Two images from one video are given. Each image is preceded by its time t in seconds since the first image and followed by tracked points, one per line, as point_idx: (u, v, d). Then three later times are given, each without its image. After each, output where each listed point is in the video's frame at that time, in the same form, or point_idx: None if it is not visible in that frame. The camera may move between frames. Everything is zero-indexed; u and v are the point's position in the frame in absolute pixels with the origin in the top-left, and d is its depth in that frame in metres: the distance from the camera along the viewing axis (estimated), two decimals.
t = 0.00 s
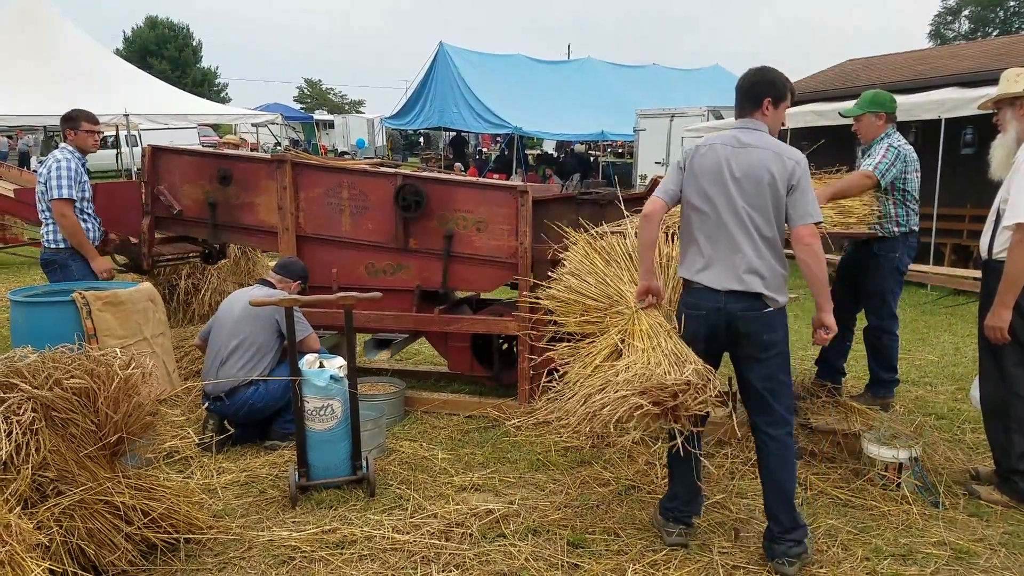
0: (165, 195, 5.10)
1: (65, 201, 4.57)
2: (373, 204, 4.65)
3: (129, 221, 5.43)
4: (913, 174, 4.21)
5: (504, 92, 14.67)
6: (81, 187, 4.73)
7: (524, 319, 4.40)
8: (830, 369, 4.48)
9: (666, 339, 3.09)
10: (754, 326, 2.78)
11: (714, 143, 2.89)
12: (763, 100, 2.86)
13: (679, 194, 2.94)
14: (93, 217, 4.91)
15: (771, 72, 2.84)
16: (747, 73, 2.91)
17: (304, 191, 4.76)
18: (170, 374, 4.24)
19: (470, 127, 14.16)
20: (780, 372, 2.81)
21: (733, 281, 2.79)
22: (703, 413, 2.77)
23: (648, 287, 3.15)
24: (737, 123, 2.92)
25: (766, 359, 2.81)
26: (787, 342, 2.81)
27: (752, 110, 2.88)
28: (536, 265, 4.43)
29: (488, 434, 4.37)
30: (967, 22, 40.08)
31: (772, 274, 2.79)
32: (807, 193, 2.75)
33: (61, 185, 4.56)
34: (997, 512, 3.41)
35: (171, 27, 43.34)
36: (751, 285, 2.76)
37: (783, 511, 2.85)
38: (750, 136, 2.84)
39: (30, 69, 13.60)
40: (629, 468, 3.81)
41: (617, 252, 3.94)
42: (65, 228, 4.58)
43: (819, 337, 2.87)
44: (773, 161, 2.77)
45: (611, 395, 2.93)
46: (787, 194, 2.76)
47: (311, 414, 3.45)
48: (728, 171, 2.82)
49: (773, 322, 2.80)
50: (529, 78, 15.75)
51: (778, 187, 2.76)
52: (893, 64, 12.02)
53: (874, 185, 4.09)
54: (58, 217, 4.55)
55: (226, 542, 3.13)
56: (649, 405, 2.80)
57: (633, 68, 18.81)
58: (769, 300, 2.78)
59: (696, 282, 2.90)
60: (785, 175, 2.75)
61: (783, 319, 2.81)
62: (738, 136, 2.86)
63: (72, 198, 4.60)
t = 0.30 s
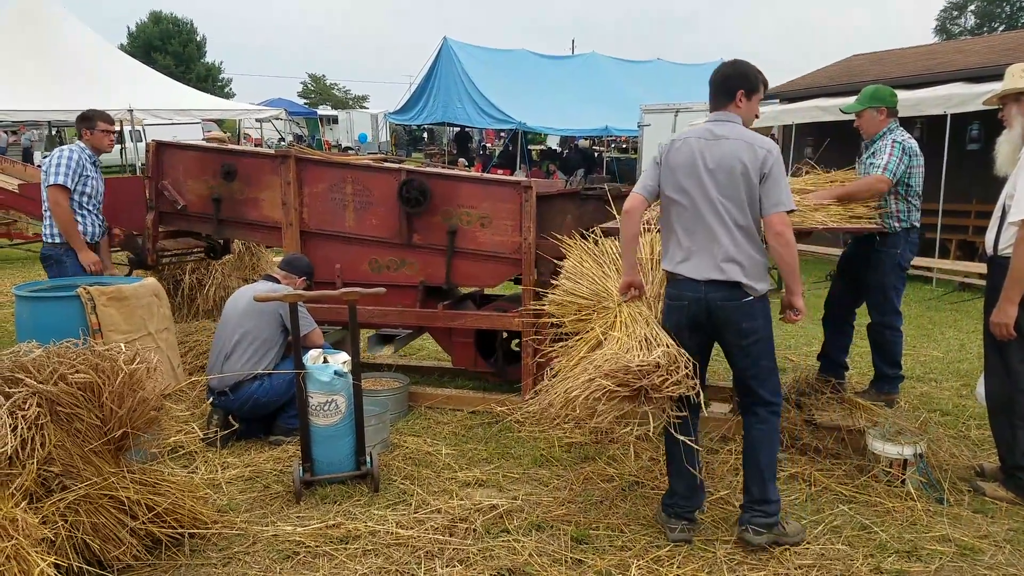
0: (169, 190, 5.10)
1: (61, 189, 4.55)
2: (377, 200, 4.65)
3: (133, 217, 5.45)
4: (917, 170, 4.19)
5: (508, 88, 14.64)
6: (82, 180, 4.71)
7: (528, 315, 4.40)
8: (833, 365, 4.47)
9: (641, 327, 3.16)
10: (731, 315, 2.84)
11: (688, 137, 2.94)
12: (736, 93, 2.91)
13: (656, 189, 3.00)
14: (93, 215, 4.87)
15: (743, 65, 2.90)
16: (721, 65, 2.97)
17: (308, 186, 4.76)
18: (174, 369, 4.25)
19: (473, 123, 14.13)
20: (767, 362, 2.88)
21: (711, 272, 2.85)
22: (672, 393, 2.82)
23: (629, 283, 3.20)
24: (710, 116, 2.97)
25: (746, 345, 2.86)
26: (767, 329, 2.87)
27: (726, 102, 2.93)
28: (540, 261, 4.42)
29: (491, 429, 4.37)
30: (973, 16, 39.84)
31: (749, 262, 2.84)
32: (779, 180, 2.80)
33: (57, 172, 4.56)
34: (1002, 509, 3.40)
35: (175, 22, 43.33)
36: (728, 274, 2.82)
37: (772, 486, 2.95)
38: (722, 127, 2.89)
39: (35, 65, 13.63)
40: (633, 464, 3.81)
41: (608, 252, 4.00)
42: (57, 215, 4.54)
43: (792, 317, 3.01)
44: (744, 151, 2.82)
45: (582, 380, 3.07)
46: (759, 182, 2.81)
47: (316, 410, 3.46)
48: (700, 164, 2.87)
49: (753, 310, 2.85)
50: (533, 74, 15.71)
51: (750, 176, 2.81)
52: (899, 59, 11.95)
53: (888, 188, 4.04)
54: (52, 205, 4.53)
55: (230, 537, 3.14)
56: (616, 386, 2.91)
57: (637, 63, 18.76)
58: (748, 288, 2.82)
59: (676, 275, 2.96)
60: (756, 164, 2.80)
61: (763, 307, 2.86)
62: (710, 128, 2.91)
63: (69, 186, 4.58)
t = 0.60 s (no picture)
0: (172, 185, 5.10)
1: (57, 181, 4.52)
2: (380, 196, 4.64)
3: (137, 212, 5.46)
4: (923, 169, 4.18)
5: (510, 85, 14.62)
6: (82, 172, 4.69)
7: (530, 312, 4.39)
8: (836, 364, 4.46)
9: (634, 281, 3.20)
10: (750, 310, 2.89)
11: (700, 133, 2.89)
12: (742, 93, 2.91)
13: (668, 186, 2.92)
14: (95, 210, 4.83)
15: (749, 65, 2.90)
16: (724, 62, 2.93)
17: (311, 182, 4.76)
18: (176, 365, 4.24)
19: (476, 119, 14.12)
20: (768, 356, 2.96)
21: (733, 269, 2.86)
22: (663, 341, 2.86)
23: (616, 252, 3.22)
24: (713, 112, 2.95)
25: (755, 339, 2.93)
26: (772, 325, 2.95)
27: (733, 102, 2.93)
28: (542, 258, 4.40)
29: (494, 426, 4.36)
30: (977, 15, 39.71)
31: (764, 257, 2.91)
32: (789, 176, 2.92)
33: (57, 163, 4.54)
34: (1004, 507, 3.39)
35: (177, 17, 43.29)
36: (749, 271, 2.86)
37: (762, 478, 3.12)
38: (731, 123, 2.90)
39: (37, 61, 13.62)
40: (635, 462, 3.81)
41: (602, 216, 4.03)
42: (50, 207, 4.51)
43: (794, 313, 3.12)
44: (759, 147, 2.87)
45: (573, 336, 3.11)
46: (772, 178, 2.89)
47: (318, 406, 3.45)
48: (719, 161, 2.86)
49: (763, 306, 2.92)
50: (535, 70, 15.68)
51: (767, 172, 2.87)
52: (903, 57, 11.92)
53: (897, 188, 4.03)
54: (46, 197, 4.50)
55: (232, 533, 3.14)
56: (608, 340, 2.95)
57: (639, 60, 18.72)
58: (763, 284, 2.90)
59: (692, 273, 2.93)
60: (772, 160, 2.87)
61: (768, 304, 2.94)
62: (720, 124, 2.90)
63: (65, 179, 4.55)
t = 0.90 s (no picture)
0: (172, 180, 5.09)
1: (73, 181, 4.55)
2: (381, 193, 4.63)
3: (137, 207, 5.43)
4: (923, 168, 4.18)
5: (511, 82, 14.60)
6: (91, 170, 4.71)
7: (531, 309, 4.39)
8: (836, 363, 4.46)
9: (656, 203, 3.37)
10: (767, 310, 2.90)
11: (737, 132, 2.88)
12: (773, 87, 2.92)
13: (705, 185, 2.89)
14: (101, 206, 4.87)
15: (778, 59, 2.89)
16: (764, 58, 2.88)
17: (312, 178, 4.75)
18: (176, 360, 4.24)
19: (476, 116, 14.10)
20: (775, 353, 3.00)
21: (762, 270, 2.89)
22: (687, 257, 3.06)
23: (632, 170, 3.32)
24: (746, 111, 2.95)
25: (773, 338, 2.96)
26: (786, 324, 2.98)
27: (764, 99, 2.93)
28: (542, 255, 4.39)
29: (493, 423, 4.36)
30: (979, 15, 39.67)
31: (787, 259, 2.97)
32: (814, 182, 3.01)
33: (68, 164, 4.53)
34: (1003, 507, 3.39)
35: (178, 12, 43.22)
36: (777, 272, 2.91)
37: (755, 479, 3.09)
38: (764, 124, 2.92)
39: (38, 56, 13.62)
40: (635, 459, 3.81)
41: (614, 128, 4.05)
42: (67, 207, 4.54)
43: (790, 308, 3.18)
44: (792, 151, 2.91)
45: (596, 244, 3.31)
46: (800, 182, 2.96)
47: (318, 402, 3.45)
48: (757, 162, 2.86)
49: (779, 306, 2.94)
50: (536, 68, 15.67)
51: (798, 176, 2.92)
52: (904, 56, 11.91)
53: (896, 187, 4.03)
54: (64, 198, 4.52)
55: (232, 528, 3.14)
56: (633, 253, 3.24)
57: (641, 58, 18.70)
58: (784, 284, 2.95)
59: (720, 272, 2.92)
60: (802, 165, 2.94)
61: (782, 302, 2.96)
62: (754, 124, 2.90)
63: (81, 178, 4.58)
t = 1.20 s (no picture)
0: (175, 183, 5.10)
1: (81, 182, 4.57)
2: (382, 195, 4.64)
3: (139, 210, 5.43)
4: (925, 168, 4.19)
5: (512, 84, 14.61)
6: (99, 172, 4.74)
7: (533, 311, 4.39)
8: (838, 364, 4.46)
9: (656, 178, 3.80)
10: (763, 310, 2.94)
11: (748, 132, 2.93)
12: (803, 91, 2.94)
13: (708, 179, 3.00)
14: (106, 208, 4.87)
15: (811, 64, 2.93)
16: (796, 60, 2.92)
17: (314, 180, 4.76)
18: (179, 363, 4.24)
19: (478, 118, 14.11)
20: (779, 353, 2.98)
21: (759, 270, 2.92)
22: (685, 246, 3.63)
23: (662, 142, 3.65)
24: (768, 112, 2.97)
25: (772, 339, 2.98)
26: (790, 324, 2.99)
27: (790, 101, 2.96)
28: (543, 257, 4.38)
29: (495, 426, 4.35)
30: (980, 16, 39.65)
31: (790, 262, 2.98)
32: (831, 190, 2.98)
33: (78, 165, 4.57)
34: (1007, 509, 3.39)
35: (180, 15, 43.29)
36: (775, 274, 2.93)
37: (756, 480, 3.09)
38: (782, 127, 2.93)
39: (39, 58, 13.66)
40: (637, 462, 3.81)
41: (654, 92, 4.16)
42: (75, 207, 4.57)
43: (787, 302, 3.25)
44: (807, 157, 2.90)
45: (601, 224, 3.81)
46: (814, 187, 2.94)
47: (320, 404, 3.45)
48: (764, 163, 2.89)
49: (781, 307, 2.96)
50: (537, 70, 15.69)
51: (810, 182, 2.91)
52: (905, 58, 11.91)
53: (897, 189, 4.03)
54: (72, 197, 4.57)
55: (234, 531, 3.13)
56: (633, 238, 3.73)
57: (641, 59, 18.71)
58: (780, 286, 2.96)
59: (715, 265, 3.02)
60: (816, 171, 2.92)
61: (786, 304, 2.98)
62: (770, 126, 2.93)
63: (89, 180, 4.61)
